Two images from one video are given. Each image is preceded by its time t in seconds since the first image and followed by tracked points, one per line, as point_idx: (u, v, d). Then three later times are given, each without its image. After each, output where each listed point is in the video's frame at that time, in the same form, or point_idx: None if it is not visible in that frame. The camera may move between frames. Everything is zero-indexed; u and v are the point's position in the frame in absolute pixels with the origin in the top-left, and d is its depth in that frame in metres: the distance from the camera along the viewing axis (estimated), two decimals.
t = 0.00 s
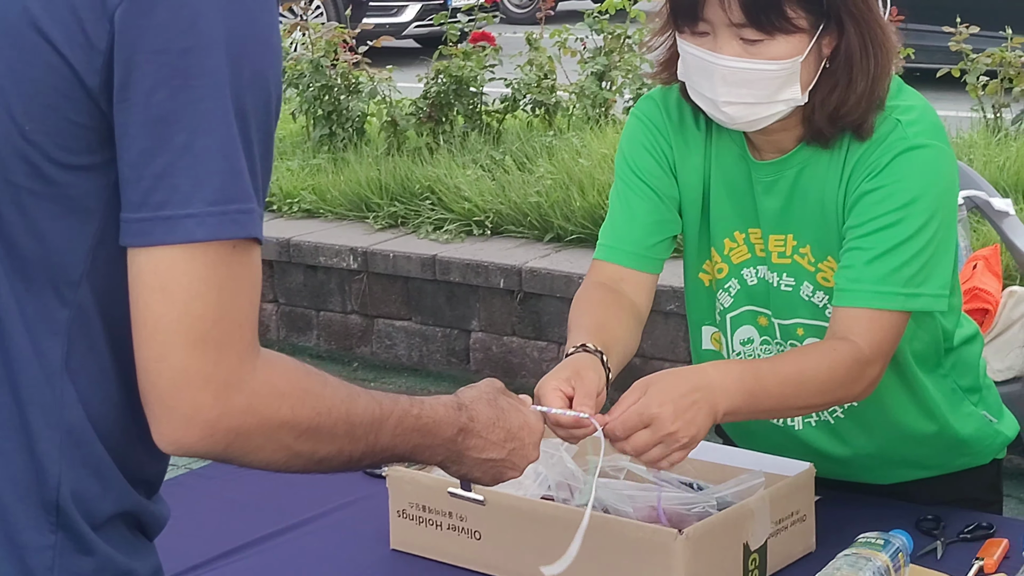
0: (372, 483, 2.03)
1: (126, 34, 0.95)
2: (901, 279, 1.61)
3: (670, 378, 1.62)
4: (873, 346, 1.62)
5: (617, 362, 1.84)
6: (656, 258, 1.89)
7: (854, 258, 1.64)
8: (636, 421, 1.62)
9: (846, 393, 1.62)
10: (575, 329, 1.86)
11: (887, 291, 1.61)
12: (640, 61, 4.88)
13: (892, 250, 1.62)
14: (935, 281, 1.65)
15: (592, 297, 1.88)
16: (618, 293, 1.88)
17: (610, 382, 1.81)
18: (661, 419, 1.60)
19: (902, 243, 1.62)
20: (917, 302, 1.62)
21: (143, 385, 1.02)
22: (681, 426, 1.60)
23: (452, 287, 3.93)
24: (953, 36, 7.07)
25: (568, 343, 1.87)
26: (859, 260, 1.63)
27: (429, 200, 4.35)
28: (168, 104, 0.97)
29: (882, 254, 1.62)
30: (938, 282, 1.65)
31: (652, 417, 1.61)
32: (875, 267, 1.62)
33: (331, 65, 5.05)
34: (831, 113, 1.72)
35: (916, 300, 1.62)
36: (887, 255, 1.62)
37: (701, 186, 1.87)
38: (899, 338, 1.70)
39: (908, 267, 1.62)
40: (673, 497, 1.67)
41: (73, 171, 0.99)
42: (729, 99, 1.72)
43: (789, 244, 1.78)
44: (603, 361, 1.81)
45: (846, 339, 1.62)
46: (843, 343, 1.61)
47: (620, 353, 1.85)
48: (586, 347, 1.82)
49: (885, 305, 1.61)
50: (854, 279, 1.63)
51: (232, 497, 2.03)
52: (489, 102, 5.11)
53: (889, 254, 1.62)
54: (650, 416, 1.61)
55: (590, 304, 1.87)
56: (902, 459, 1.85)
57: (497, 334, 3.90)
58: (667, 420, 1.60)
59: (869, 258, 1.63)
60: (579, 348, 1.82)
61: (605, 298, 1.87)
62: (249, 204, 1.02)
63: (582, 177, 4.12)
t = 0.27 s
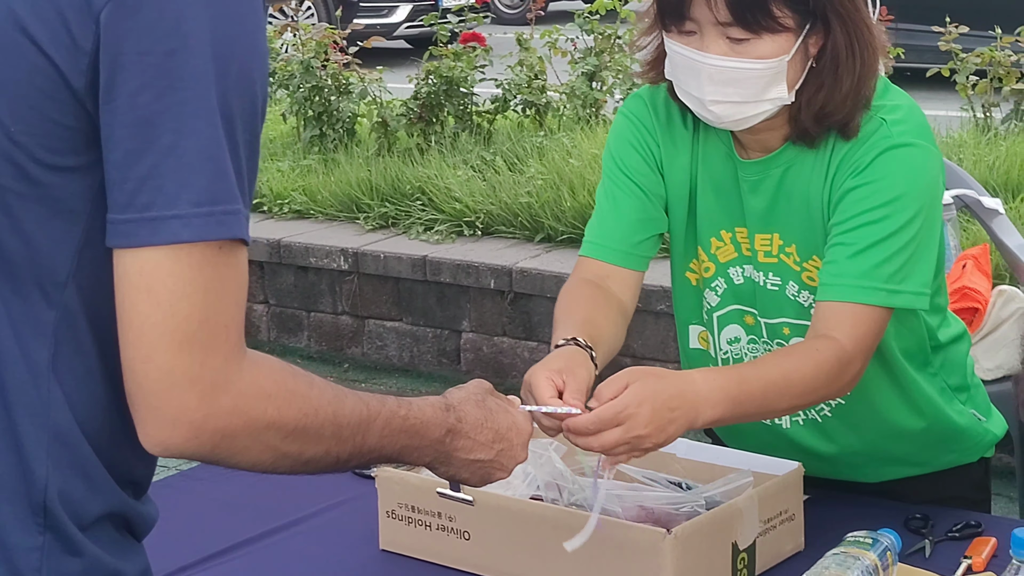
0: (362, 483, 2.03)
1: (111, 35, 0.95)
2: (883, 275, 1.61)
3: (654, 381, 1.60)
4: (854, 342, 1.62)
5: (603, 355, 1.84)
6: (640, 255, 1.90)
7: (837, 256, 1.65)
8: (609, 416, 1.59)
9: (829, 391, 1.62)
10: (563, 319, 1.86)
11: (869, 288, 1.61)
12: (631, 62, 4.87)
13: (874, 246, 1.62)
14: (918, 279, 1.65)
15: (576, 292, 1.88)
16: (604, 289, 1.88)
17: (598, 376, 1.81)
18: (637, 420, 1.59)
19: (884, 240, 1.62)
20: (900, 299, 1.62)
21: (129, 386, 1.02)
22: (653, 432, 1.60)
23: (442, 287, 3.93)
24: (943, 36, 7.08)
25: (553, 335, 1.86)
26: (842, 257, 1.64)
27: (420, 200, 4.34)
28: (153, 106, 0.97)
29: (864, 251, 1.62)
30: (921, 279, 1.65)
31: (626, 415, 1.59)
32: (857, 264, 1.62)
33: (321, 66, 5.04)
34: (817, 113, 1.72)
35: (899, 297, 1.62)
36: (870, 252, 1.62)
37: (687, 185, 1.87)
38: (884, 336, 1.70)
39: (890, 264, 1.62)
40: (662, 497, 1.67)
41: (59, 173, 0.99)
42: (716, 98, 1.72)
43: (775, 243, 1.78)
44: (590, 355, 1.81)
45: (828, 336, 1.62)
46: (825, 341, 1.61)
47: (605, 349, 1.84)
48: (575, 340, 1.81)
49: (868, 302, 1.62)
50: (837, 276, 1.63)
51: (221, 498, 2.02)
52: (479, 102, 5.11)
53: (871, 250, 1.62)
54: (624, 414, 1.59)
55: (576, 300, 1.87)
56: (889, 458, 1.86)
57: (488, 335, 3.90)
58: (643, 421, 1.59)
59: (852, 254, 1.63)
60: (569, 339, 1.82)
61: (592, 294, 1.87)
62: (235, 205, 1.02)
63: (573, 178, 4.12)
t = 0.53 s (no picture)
0: (351, 486, 2.03)
1: (96, 40, 0.95)
2: (868, 274, 1.62)
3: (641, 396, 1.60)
4: (841, 342, 1.62)
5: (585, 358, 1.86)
6: (623, 257, 1.90)
7: (822, 254, 1.65)
8: (596, 432, 1.61)
9: (815, 390, 1.62)
10: (545, 320, 1.87)
11: (854, 286, 1.62)
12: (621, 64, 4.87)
13: (859, 245, 1.63)
14: (903, 277, 1.65)
15: (560, 293, 1.89)
16: (586, 290, 1.89)
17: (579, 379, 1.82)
18: (624, 440, 1.60)
19: (869, 239, 1.63)
20: (885, 297, 1.63)
21: (115, 390, 1.02)
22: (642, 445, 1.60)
23: (432, 289, 3.93)
24: (932, 37, 7.10)
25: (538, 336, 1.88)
26: (828, 256, 1.64)
27: (409, 203, 4.34)
28: (138, 110, 0.96)
29: (849, 249, 1.63)
30: (906, 278, 1.66)
31: (612, 433, 1.60)
32: (842, 263, 1.62)
33: (311, 69, 5.04)
34: (803, 114, 1.73)
35: (884, 295, 1.63)
36: (855, 251, 1.63)
37: (673, 186, 1.88)
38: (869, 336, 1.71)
39: (875, 262, 1.62)
40: (650, 499, 1.67)
41: (44, 177, 0.98)
42: (702, 100, 1.73)
43: (761, 244, 1.78)
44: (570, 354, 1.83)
45: (813, 335, 1.62)
46: (810, 340, 1.62)
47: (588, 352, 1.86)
48: (559, 344, 1.83)
49: (853, 300, 1.62)
50: (822, 275, 1.64)
51: (209, 501, 2.02)
52: (469, 104, 5.11)
53: (856, 248, 1.63)
54: (610, 431, 1.60)
55: (557, 301, 1.88)
56: (877, 458, 1.86)
57: (478, 337, 3.90)
58: (630, 442, 1.60)
59: (837, 253, 1.63)
60: (555, 343, 1.83)
61: (574, 295, 1.88)
62: (220, 209, 1.02)
63: (562, 180, 4.12)
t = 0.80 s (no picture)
0: (342, 488, 2.02)
1: (86, 43, 0.94)
2: (859, 274, 1.62)
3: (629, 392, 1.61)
4: (831, 342, 1.62)
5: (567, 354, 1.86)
6: (612, 258, 1.90)
7: (813, 254, 1.65)
8: (590, 430, 1.60)
9: (806, 390, 1.63)
10: (531, 315, 1.88)
11: (845, 286, 1.62)
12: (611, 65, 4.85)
13: (849, 245, 1.63)
14: (893, 277, 1.66)
15: (549, 292, 1.89)
16: (576, 290, 1.89)
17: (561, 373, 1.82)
18: (616, 432, 1.59)
19: (860, 239, 1.63)
20: (875, 297, 1.63)
21: (105, 392, 1.02)
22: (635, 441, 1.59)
23: (423, 291, 3.93)
24: (921, 37, 7.13)
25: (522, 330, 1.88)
26: (818, 256, 1.64)
27: (400, 204, 4.33)
28: (128, 113, 0.96)
29: (840, 249, 1.63)
30: (896, 277, 1.66)
31: (606, 428, 1.59)
32: (833, 263, 1.63)
33: (301, 70, 5.03)
34: (793, 114, 1.73)
35: (874, 295, 1.63)
36: (845, 251, 1.63)
37: (663, 186, 1.88)
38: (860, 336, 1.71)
39: (865, 262, 1.63)
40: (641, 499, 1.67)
41: (35, 180, 0.98)
42: (692, 100, 1.73)
43: (751, 244, 1.78)
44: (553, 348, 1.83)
45: (804, 335, 1.63)
46: (800, 340, 1.62)
47: (571, 348, 1.86)
48: (542, 336, 1.83)
49: (844, 300, 1.62)
50: (812, 275, 1.64)
51: (200, 503, 2.01)
52: (459, 105, 5.10)
53: (846, 248, 1.63)
54: (604, 427, 1.59)
55: (549, 301, 1.88)
56: (868, 457, 1.86)
57: (470, 338, 3.89)
58: (622, 433, 1.59)
59: (827, 253, 1.64)
60: (537, 335, 1.83)
61: (562, 296, 1.88)
62: (211, 211, 1.01)
63: (553, 181, 4.12)
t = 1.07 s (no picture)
0: (340, 489, 2.02)
1: (83, 44, 0.94)
2: (856, 276, 1.62)
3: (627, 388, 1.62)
4: (827, 345, 1.63)
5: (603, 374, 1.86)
6: (628, 268, 1.90)
7: (811, 257, 1.65)
8: (591, 425, 1.61)
9: (805, 391, 1.63)
10: (558, 342, 1.88)
11: (843, 288, 1.62)
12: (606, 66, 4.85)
13: (847, 247, 1.63)
14: (891, 278, 1.66)
15: (568, 310, 1.89)
16: (595, 305, 1.89)
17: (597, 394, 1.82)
18: (619, 431, 1.59)
19: (857, 241, 1.63)
20: (874, 299, 1.63)
21: (105, 394, 1.02)
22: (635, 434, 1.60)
23: (418, 292, 3.93)
24: (915, 38, 7.13)
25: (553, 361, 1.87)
26: (816, 258, 1.65)
27: (395, 206, 4.33)
28: (125, 113, 0.96)
29: (837, 252, 1.63)
30: (894, 279, 1.66)
31: (609, 428, 1.60)
32: (831, 266, 1.63)
33: (295, 72, 5.02)
34: (788, 115, 1.73)
35: (873, 297, 1.63)
36: (843, 253, 1.63)
37: (662, 189, 1.87)
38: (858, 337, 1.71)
39: (863, 264, 1.63)
40: (639, 500, 1.67)
41: (33, 181, 0.98)
42: (688, 101, 1.73)
43: (749, 245, 1.78)
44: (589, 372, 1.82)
45: (801, 339, 1.63)
46: (799, 343, 1.62)
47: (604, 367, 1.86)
48: (571, 362, 1.83)
49: (842, 302, 1.63)
50: (811, 278, 1.64)
51: (197, 504, 2.01)
52: (454, 107, 5.10)
53: (844, 251, 1.63)
54: (607, 426, 1.60)
55: (570, 321, 1.88)
56: (867, 458, 1.86)
57: (465, 340, 3.89)
58: (625, 433, 1.59)
59: (825, 256, 1.64)
60: (571, 361, 1.83)
61: (581, 309, 1.88)
62: (210, 211, 1.01)
63: (548, 182, 4.12)
